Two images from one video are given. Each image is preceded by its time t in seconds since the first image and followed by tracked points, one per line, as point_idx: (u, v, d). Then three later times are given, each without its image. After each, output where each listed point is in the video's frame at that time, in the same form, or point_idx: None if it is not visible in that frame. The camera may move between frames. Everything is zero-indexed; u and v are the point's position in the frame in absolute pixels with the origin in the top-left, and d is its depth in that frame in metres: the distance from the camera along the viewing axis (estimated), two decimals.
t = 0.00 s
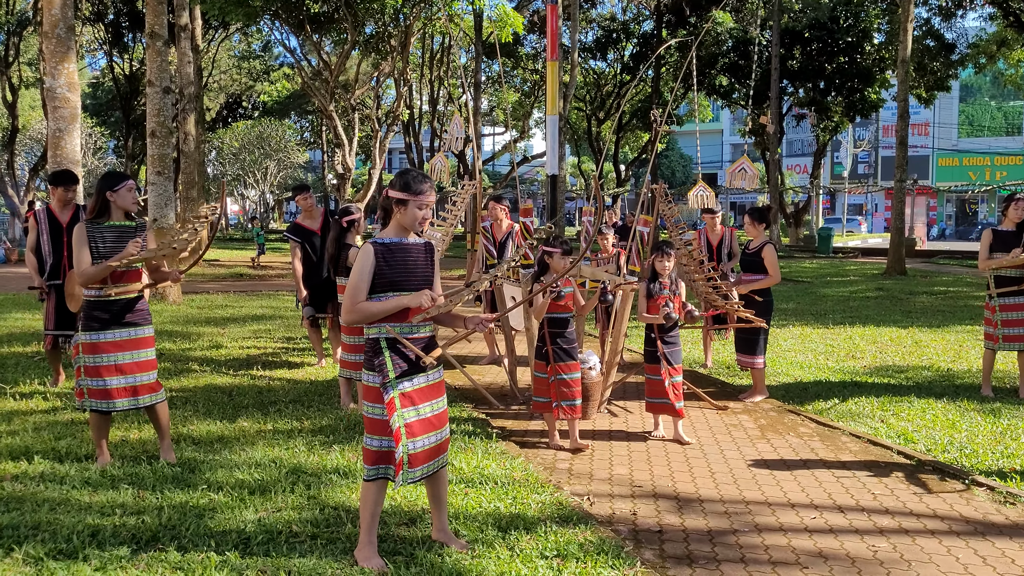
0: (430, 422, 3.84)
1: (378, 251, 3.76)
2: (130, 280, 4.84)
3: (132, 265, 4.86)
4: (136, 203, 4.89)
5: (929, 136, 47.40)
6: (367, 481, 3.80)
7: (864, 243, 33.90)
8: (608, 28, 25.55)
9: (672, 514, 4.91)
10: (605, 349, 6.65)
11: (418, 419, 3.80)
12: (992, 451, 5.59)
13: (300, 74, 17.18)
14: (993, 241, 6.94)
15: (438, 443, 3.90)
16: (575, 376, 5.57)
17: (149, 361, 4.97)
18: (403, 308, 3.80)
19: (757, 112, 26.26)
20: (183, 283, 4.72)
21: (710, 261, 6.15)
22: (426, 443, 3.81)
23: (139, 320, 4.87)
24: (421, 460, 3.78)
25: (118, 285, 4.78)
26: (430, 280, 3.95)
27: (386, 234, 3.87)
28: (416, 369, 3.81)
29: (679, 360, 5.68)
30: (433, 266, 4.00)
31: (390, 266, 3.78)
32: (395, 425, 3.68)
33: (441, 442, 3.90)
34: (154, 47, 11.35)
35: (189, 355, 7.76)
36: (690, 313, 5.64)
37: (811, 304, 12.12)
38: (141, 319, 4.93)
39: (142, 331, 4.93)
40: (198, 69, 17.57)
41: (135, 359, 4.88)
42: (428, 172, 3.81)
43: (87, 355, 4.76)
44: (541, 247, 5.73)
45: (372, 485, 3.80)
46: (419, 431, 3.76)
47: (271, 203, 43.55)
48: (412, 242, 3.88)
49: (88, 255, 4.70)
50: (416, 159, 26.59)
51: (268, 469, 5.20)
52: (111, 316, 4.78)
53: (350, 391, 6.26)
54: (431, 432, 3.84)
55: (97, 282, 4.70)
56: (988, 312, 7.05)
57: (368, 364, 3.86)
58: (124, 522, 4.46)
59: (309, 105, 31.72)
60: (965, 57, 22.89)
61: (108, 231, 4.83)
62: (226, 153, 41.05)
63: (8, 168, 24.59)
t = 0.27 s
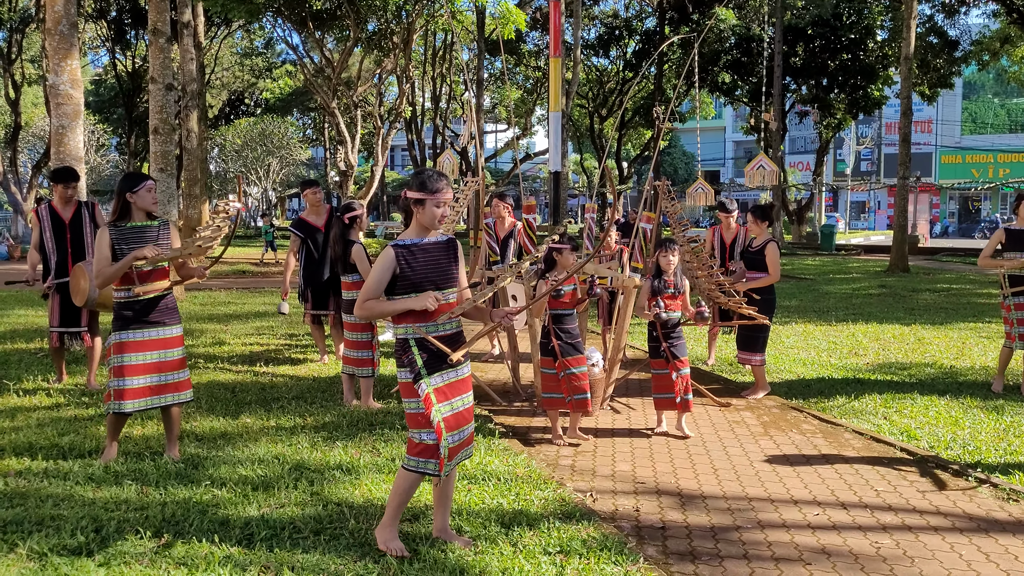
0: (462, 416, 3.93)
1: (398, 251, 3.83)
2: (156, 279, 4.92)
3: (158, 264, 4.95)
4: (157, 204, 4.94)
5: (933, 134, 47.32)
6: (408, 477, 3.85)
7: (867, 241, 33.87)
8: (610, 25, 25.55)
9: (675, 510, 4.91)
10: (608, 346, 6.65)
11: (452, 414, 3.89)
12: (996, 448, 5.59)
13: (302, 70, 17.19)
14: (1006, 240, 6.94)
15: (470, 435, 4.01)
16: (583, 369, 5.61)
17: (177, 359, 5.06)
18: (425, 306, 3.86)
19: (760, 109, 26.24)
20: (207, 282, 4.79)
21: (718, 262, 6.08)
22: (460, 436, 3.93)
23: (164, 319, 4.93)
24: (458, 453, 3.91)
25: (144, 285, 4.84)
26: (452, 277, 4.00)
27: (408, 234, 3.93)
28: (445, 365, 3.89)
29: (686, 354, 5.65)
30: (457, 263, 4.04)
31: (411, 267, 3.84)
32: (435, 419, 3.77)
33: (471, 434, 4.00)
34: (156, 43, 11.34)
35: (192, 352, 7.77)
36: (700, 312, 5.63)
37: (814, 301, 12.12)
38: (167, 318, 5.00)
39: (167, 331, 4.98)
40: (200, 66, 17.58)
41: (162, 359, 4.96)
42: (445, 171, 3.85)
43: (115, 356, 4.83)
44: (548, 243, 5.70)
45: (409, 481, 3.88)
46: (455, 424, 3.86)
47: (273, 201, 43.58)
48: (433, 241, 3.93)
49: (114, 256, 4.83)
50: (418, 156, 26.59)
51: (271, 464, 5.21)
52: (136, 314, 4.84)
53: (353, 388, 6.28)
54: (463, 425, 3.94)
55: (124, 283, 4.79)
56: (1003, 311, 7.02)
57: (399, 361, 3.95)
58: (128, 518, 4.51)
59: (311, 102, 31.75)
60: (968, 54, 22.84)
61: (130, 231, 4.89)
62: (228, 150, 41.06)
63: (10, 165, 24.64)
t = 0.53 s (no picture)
0: (475, 413, 3.93)
1: (411, 250, 3.85)
2: (172, 274, 5.04)
3: (174, 259, 5.06)
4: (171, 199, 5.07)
5: (940, 130, 47.16)
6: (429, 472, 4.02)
7: (874, 238, 33.78)
8: (616, 21, 25.50)
9: (682, 506, 4.91)
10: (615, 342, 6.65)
11: (464, 412, 3.91)
12: (1003, 444, 5.57)
13: (307, 67, 17.19)
14: (1016, 235, 6.91)
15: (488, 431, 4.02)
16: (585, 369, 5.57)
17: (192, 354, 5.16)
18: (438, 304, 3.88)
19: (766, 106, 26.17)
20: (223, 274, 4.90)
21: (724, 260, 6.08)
22: (474, 434, 3.95)
23: (178, 313, 5.01)
24: (470, 451, 3.94)
25: (161, 279, 4.96)
26: (465, 273, 4.00)
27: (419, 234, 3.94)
28: (455, 364, 3.89)
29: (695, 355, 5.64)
30: (470, 260, 4.04)
31: (423, 265, 3.87)
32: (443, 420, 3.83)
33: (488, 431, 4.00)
34: (163, 39, 11.36)
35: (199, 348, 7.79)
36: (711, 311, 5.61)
37: (821, 297, 12.10)
38: (181, 313, 5.07)
39: (182, 326, 5.05)
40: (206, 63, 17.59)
41: (175, 353, 5.04)
42: (454, 170, 3.85)
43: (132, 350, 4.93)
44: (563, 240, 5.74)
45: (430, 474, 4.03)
46: (465, 423, 3.89)
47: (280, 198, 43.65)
48: (445, 238, 3.93)
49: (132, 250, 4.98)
50: (424, 153, 26.60)
51: (278, 460, 5.23)
52: (153, 308, 4.96)
53: (360, 384, 6.24)
54: (477, 423, 3.95)
55: (141, 278, 4.90)
56: (1012, 308, 6.97)
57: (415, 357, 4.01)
58: (136, 513, 4.54)
59: (317, 99, 31.79)
60: (976, 50, 22.73)
61: (147, 225, 5.04)
62: (235, 147, 41.15)
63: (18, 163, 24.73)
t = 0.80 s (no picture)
0: (478, 410, 3.91)
1: (421, 245, 3.86)
2: (187, 271, 5.05)
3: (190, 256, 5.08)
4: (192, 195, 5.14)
5: (956, 127, 46.89)
6: (425, 465, 3.94)
7: (888, 235, 33.63)
8: (629, 18, 25.45)
9: (696, 505, 4.90)
10: (629, 340, 6.64)
11: (467, 406, 3.90)
12: (1021, 443, 5.53)
13: (321, 65, 17.23)
14: None
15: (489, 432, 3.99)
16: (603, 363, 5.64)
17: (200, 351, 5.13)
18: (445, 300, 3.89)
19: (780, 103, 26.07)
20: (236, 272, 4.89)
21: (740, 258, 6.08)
22: (476, 431, 3.92)
23: (191, 310, 5.03)
24: (470, 446, 3.88)
25: (175, 275, 4.98)
26: (478, 270, 3.99)
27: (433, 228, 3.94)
28: (462, 358, 3.90)
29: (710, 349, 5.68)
30: (483, 257, 4.01)
31: (434, 261, 3.86)
32: (447, 410, 3.80)
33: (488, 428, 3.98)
34: (178, 38, 11.41)
35: (214, 345, 7.83)
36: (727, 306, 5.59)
37: (835, 295, 12.05)
38: (193, 310, 5.10)
39: (193, 322, 5.06)
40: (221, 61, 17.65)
41: (182, 348, 5.03)
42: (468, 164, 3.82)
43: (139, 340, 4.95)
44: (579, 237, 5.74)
45: (427, 468, 3.94)
46: (468, 417, 3.86)
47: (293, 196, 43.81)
48: (458, 234, 3.93)
49: (149, 244, 5.01)
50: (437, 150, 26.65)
51: (293, 457, 5.25)
52: (168, 304, 4.98)
53: (373, 381, 6.25)
54: (480, 420, 3.92)
55: (156, 271, 4.93)
56: None
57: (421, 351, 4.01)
58: (152, 510, 4.58)
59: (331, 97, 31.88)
60: (992, 46, 22.57)
61: (166, 220, 5.07)
62: (248, 145, 41.34)
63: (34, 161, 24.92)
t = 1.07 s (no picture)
0: (474, 412, 3.90)
1: (426, 241, 3.86)
2: (194, 272, 5.03)
3: (198, 257, 5.05)
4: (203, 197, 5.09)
5: (977, 123, 46.49)
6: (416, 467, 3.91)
7: (907, 232, 33.40)
8: (647, 15, 25.34)
9: (716, 503, 4.89)
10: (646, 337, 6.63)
11: (463, 409, 3.88)
12: None
13: (339, 63, 17.26)
14: None
15: (484, 433, 3.98)
16: (623, 364, 5.63)
17: (205, 352, 5.12)
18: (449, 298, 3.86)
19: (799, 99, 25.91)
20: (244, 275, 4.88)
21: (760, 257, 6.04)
22: (471, 433, 3.91)
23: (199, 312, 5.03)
24: (462, 449, 3.87)
25: (181, 275, 4.96)
26: (481, 270, 3.98)
27: (437, 226, 3.94)
28: (460, 361, 3.88)
29: (729, 349, 5.65)
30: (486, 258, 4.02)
31: (438, 257, 3.86)
32: (441, 413, 3.79)
33: (485, 432, 3.96)
34: (197, 37, 11.45)
35: (233, 343, 7.86)
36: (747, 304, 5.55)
37: (854, 293, 11.99)
38: (200, 312, 5.10)
39: (198, 323, 5.06)
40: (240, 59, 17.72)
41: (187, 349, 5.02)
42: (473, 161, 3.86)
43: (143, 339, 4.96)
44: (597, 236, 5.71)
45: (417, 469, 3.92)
46: (463, 421, 3.85)
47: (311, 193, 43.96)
48: (462, 232, 3.95)
49: (158, 243, 4.96)
50: (455, 148, 26.69)
51: (313, 454, 5.27)
52: (174, 305, 4.97)
53: (392, 379, 6.27)
54: (475, 423, 3.92)
55: (162, 270, 4.90)
56: None
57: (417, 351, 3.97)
58: (175, 506, 4.63)
59: (348, 94, 31.96)
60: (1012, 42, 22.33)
61: (177, 220, 5.04)
62: (266, 143, 41.51)
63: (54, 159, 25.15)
